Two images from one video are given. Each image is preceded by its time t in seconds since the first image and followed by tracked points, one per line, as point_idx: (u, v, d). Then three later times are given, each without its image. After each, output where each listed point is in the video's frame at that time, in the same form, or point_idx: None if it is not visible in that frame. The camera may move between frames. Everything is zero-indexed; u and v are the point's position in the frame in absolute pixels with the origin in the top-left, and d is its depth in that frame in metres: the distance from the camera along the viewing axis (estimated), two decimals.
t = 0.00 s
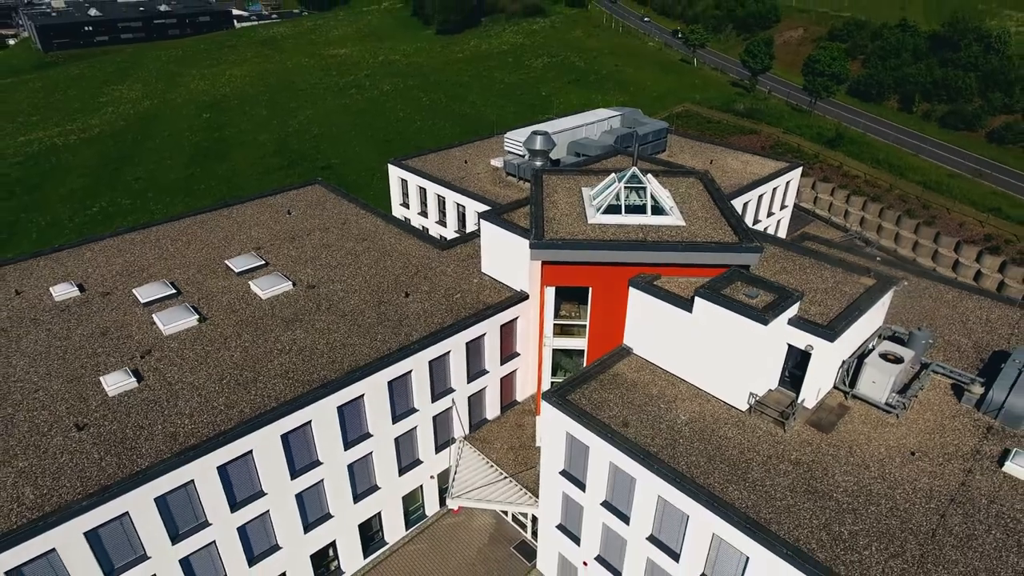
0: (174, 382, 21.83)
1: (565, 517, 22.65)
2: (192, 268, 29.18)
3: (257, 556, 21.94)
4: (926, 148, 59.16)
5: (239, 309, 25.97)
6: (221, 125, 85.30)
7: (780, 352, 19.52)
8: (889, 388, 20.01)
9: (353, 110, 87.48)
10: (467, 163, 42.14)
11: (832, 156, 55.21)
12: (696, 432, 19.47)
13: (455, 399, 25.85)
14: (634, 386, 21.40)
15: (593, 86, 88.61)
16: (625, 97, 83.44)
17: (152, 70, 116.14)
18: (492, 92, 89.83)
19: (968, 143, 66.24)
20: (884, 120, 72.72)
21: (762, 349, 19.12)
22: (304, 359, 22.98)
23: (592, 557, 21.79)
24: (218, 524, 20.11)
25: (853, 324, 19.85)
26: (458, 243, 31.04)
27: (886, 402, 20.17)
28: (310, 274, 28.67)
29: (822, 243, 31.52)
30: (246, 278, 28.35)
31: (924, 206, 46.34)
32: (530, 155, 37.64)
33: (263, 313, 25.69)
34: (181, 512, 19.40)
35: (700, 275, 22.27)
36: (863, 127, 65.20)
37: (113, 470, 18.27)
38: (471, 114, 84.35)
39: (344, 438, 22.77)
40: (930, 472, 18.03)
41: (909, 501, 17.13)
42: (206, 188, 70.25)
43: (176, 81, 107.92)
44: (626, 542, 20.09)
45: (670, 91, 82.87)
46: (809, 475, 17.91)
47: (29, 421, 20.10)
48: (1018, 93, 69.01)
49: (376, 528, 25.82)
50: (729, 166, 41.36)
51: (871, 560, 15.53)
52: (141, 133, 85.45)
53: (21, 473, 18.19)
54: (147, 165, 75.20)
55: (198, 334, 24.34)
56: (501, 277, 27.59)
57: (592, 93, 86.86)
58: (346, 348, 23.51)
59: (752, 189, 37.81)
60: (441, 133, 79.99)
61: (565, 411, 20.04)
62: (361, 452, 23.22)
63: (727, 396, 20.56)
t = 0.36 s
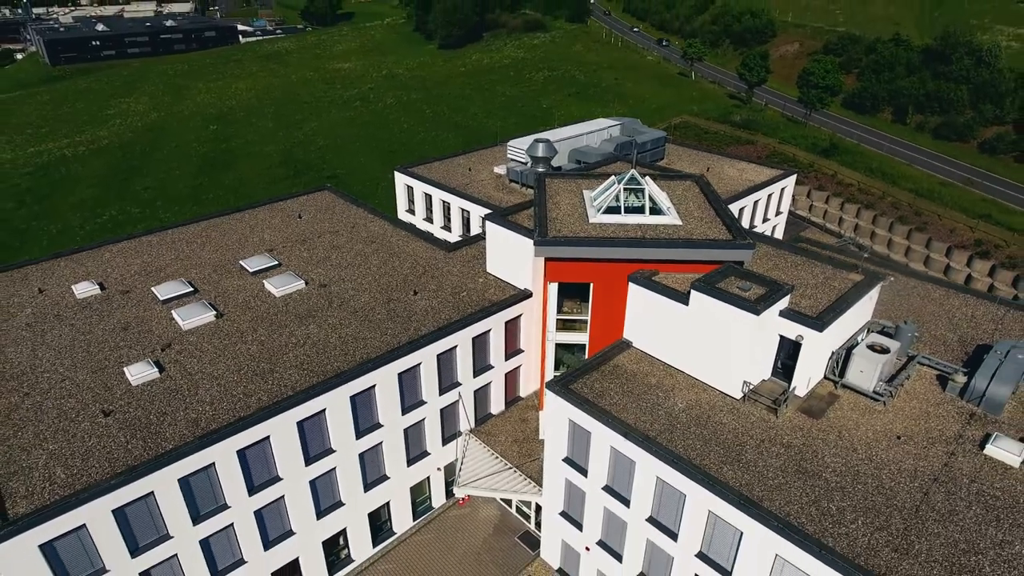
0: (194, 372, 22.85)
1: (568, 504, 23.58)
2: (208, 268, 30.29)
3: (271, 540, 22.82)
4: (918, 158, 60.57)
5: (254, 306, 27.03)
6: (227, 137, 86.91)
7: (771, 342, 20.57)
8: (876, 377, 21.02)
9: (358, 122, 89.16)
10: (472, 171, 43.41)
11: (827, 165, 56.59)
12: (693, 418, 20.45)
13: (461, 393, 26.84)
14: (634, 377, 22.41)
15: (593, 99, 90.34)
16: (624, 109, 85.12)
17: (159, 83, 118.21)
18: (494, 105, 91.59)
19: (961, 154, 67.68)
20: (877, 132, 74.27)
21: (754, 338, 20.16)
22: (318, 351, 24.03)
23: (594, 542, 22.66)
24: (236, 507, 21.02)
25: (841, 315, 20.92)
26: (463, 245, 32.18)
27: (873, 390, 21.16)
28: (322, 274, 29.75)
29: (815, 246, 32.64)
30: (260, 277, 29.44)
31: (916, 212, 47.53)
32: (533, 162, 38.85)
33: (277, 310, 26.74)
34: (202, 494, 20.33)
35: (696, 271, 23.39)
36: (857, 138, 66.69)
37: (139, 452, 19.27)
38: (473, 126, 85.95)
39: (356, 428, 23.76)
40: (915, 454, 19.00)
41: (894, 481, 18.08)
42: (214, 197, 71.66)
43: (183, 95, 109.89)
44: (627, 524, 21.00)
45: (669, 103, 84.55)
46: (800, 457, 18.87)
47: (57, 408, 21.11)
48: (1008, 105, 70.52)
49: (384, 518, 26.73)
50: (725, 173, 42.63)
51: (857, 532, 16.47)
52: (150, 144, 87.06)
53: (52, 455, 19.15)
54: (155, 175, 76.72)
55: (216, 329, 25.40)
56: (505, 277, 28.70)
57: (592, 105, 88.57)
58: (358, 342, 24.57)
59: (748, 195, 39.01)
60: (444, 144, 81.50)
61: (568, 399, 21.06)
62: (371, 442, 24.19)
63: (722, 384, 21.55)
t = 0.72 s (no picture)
0: (213, 364, 23.91)
1: (570, 492, 24.52)
2: (222, 268, 31.42)
3: (286, 526, 23.76)
4: (911, 167, 61.91)
5: (268, 303, 28.13)
6: (234, 148, 88.53)
7: (763, 333, 21.73)
8: (864, 367, 22.09)
9: (362, 133, 90.85)
10: (475, 178, 44.69)
11: (822, 173, 57.90)
12: (689, 406, 21.48)
13: (467, 387, 27.87)
14: (633, 368, 23.46)
15: (594, 110, 92.05)
16: (623, 120, 86.79)
17: (165, 96, 120.23)
18: (496, 116, 93.34)
19: (953, 164, 69.13)
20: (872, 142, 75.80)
21: (747, 328, 21.26)
22: (332, 345, 25.13)
23: (596, 528, 23.59)
24: (253, 492, 21.98)
25: (831, 308, 22.02)
26: (469, 247, 33.35)
27: (861, 379, 22.22)
28: (332, 274, 30.89)
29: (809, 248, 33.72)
30: (273, 277, 30.56)
31: (908, 219, 48.72)
32: (535, 169, 40.09)
33: (290, 307, 27.83)
34: (221, 478, 21.31)
35: (692, 268, 24.59)
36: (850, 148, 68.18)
37: (163, 437, 20.29)
38: (476, 137, 87.57)
39: (368, 418, 24.79)
40: (900, 438, 20.02)
41: (880, 462, 19.08)
42: (220, 206, 73.05)
43: (189, 107, 111.78)
44: (627, 509, 21.95)
45: (667, 115, 86.24)
46: (791, 441, 19.90)
47: (84, 396, 22.16)
48: (999, 116, 72.06)
49: (393, 509, 27.68)
50: (721, 181, 43.95)
51: (844, 508, 17.43)
52: (157, 155, 88.64)
53: (80, 439, 20.17)
54: (164, 185, 78.20)
55: (232, 325, 26.50)
56: (509, 276, 29.80)
57: (592, 117, 90.26)
58: (369, 336, 25.67)
59: (743, 200, 40.24)
60: (446, 154, 83.04)
61: (570, 388, 22.09)
62: (382, 432, 25.21)
63: (717, 375, 22.60)
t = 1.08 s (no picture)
0: (232, 358, 25.03)
1: (573, 482, 25.52)
2: (237, 270, 32.63)
3: (300, 514, 24.72)
4: (904, 177, 63.30)
5: (282, 302, 29.29)
6: (240, 159, 90.16)
7: (756, 326, 22.86)
8: (852, 360, 23.18)
9: (366, 145, 92.51)
10: (479, 186, 45.99)
11: (816, 182, 59.28)
12: (687, 396, 22.55)
13: (474, 383, 28.91)
14: (633, 362, 24.57)
15: (594, 122, 93.75)
16: (623, 132, 88.47)
17: (172, 109, 122.34)
18: (497, 128, 95.05)
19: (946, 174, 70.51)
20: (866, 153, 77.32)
21: (741, 322, 22.34)
22: (344, 340, 26.25)
23: (598, 516, 24.56)
24: (270, 478, 22.97)
25: (821, 303, 23.16)
26: (475, 250, 34.55)
27: (850, 371, 23.30)
28: (343, 275, 32.07)
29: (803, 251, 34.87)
30: (286, 278, 31.76)
31: (900, 226, 49.95)
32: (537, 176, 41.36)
33: (303, 306, 28.93)
34: (240, 464, 22.31)
35: (689, 267, 25.85)
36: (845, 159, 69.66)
37: (187, 424, 21.36)
38: (478, 148, 89.18)
39: (379, 411, 25.81)
40: (887, 425, 21.08)
41: (867, 447, 20.14)
42: (227, 214, 74.46)
43: (196, 119, 113.73)
44: (627, 496, 22.95)
45: (666, 127, 87.92)
46: (783, 428, 20.97)
47: (109, 387, 23.24)
48: (991, 128, 73.54)
49: (401, 501, 28.64)
50: (718, 188, 45.27)
51: (832, 487, 18.47)
52: (165, 165, 90.29)
53: (107, 425, 21.22)
54: (172, 194, 79.70)
55: (248, 322, 27.63)
56: (513, 277, 30.94)
57: (592, 128, 91.92)
58: (380, 332, 26.78)
59: (740, 207, 41.49)
60: (449, 165, 84.57)
61: (572, 380, 23.18)
62: (392, 425, 26.22)
63: (713, 367, 23.64)
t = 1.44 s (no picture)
0: (248, 352, 26.14)
1: (575, 472, 26.56)
2: (250, 271, 33.81)
3: (313, 502, 25.76)
4: (897, 185, 64.70)
5: (295, 301, 30.45)
6: (246, 169, 91.71)
7: (749, 320, 24.06)
8: (841, 353, 24.31)
9: (370, 155, 94.08)
10: (483, 192, 47.30)
11: (811, 190, 60.63)
12: (684, 386, 23.68)
13: (479, 378, 30.01)
14: (633, 355, 25.68)
15: (594, 133, 95.38)
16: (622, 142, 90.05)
17: (178, 120, 124.23)
18: (499, 139, 96.67)
19: (939, 183, 71.90)
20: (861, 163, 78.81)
21: (735, 315, 23.50)
22: (356, 336, 27.40)
23: (599, 504, 25.60)
24: (285, 466, 24.01)
25: (811, 299, 24.30)
26: (480, 253, 35.76)
27: (840, 364, 24.41)
28: (353, 276, 33.25)
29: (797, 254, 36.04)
30: (298, 279, 32.95)
31: (893, 232, 51.21)
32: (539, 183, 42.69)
33: (315, 304, 30.10)
34: (258, 452, 23.38)
35: (685, 266, 27.16)
36: (840, 168, 71.11)
37: (208, 412, 22.47)
38: (481, 158, 90.77)
39: (389, 403, 26.89)
40: (874, 413, 22.18)
41: (855, 433, 21.24)
42: (234, 223, 75.77)
43: (201, 131, 115.50)
44: (628, 483, 24.00)
45: (664, 137, 89.54)
46: (775, 415, 22.06)
47: (132, 379, 24.36)
48: (983, 138, 74.93)
49: (409, 494, 29.65)
50: (715, 195, 46.60)
51: (821, 469, 19.54)
52: (172, 176, 91.80)
53: (133, 414, 22.32)
54: (179, 204, 81.11)
55: (263, 319, 28.77)
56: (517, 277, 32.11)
57: (592, 139, 93.56)
58: (390, 329, 27.92)
59: (736, 213, 42.77)
60: (452, 175, 86.07)
61: (574, 372, 24.30)
62: (401, 417, 27.28)
63: (709, 359, 24.77)
